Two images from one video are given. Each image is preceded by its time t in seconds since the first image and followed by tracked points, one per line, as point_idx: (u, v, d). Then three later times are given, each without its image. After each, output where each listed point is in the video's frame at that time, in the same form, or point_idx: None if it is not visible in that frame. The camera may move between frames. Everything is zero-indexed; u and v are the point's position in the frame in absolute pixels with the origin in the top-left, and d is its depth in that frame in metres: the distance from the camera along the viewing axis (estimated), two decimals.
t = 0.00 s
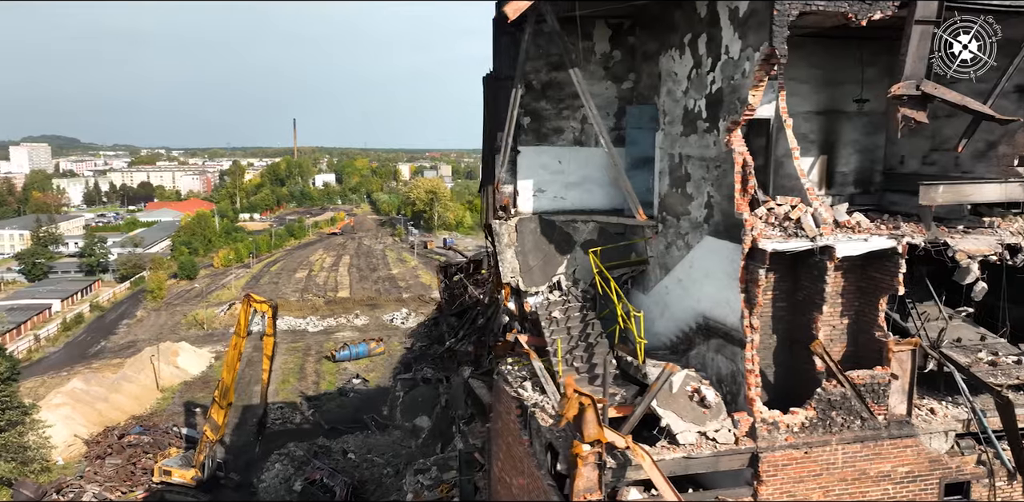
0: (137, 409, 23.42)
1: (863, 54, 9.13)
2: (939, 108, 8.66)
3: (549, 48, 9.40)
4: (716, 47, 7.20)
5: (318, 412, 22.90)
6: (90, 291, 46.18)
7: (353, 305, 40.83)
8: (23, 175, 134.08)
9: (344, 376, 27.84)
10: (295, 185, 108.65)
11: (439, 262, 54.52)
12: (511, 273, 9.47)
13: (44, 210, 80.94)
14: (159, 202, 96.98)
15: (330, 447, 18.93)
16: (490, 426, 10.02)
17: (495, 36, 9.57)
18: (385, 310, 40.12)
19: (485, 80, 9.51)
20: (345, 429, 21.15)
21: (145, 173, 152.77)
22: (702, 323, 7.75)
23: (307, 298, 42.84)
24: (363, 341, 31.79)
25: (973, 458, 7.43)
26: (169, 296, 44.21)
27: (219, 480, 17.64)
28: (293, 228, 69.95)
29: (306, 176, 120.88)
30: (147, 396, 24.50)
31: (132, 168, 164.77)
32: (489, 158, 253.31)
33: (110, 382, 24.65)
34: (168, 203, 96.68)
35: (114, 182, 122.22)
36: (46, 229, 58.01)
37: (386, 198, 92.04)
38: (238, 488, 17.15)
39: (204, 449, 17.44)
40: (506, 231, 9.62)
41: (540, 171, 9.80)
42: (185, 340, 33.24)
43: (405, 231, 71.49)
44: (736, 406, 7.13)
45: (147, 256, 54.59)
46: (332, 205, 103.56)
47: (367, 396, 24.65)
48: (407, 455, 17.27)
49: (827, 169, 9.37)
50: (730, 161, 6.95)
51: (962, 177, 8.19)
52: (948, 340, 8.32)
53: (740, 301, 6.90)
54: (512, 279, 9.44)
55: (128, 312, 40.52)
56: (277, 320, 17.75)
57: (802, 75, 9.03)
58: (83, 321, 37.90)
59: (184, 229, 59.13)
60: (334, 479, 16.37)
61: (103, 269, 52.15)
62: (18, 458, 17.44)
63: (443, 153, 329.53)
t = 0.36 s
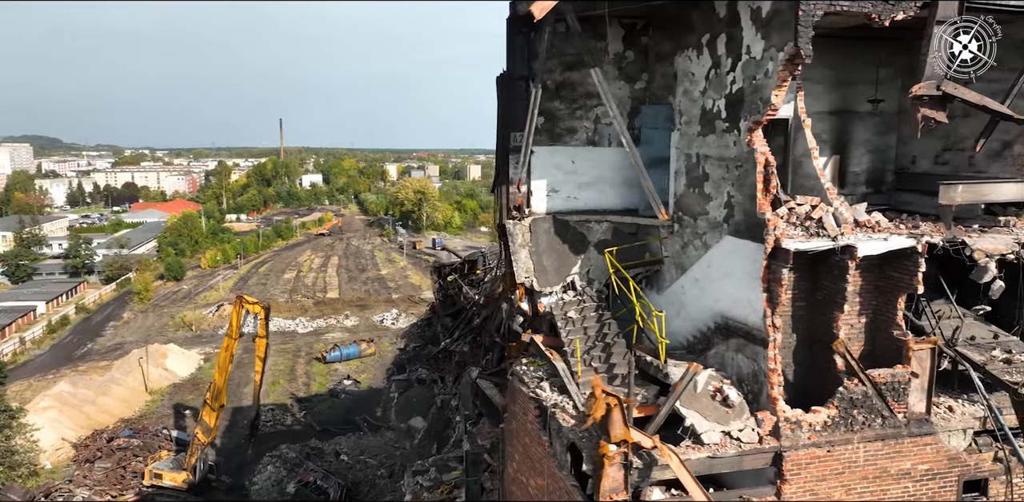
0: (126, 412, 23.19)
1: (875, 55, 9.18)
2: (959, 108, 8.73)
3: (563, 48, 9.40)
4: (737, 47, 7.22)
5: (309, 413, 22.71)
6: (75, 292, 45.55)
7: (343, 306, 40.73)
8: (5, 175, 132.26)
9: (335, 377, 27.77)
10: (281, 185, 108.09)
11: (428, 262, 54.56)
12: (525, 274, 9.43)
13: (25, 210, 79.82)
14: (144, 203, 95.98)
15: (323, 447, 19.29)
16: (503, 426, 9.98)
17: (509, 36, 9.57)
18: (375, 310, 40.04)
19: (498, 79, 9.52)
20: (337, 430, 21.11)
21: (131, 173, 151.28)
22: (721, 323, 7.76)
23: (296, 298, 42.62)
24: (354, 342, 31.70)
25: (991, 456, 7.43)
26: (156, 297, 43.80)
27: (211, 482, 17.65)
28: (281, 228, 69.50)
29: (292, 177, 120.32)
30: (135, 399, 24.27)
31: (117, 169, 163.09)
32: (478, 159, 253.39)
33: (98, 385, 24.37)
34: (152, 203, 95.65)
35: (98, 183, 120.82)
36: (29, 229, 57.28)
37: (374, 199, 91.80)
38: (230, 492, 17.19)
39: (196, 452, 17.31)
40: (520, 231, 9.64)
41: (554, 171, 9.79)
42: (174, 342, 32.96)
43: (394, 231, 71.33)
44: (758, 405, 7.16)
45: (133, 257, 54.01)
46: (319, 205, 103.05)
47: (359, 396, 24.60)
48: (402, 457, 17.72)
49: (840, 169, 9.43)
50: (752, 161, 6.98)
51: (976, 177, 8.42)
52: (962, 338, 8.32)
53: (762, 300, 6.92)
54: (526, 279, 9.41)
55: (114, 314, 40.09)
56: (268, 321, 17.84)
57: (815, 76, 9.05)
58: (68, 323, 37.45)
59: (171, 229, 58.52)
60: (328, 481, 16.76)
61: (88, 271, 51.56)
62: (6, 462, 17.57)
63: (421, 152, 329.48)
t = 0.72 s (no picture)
0: (113, 415, 22.94)
1: (885, 55, 9.20)
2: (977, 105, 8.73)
3: (575, 47, 9.39)
4: (755, 46, 7.24)
5: (299, 415, 23.13)
6: (60, 294, 44.97)
7: (331, 306, 40.59)
8: None
9: (325, 378, 27.73)
10: (267, 185, 107.50)
11: (416, 262, 54.59)
12: (538, 273, 9.46)
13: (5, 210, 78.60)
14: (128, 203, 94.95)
15: (314, 450, 19.38)
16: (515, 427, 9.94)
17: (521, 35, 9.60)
18: (364, 311, 39.93)
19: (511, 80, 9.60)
20: (328, 431, 21.46)
21: (114, 173, 149.67)
22: (738, 322, 7.77)
23: (284, 299, 42.40)
24: (343, 342, 31.63)
25: (1006, 452, 7.44)
26: (142, 298, 43.39)
27: (201, 485, 17.80)
28: (267, 228, 69.03)
29: (278, 177, 119.63)
30: (123, 401, 24.05)
31: (100, 168, 161.28)
32: (466, 159, 253.12)
33: (85, 387, 24.08)
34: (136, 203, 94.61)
35: (80, 183, 119.32)
36: (10, 230, 56.44)
37: (361, 198, 91.54)
38: (220, 493, 17.44)
39: (186, 454, 17.44)
40: (533, 231, 9.60)
41: (566, 170, 9.79)
42: (161, 344, 32.67)
43: (381, 231, 71.17)
44: (778, 403, 7.19)
45: (118, 258, 53.40)
46: (306, 205, 102.51)
47: (349, 399, 25.01)
48: (396, 457, 17.63)
49: (850, 168, 9.49)
50: (772, 160, 7.01)
51: (985, 177, 8.53)
52: (975, 335, 8.43)
53: (782, 299, 6.95)
54: (538, 279, 9.44)
55: (100, 315, 39.64)
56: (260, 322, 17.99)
57: (827, 75, 9.06)
58: (52, 325, 36.94)
59: (156, 230, 57.91)
60: (320, 483, 16.69)
61: (72, 272, 50.94)
62: None
63: (409, 152, 328.96)
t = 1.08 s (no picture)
0: (99, 418, 22.66)
1: (894, 56, 9.25)
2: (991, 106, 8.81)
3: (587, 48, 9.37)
4: (772, 48, 7.25)
5: (289, 417, 23.11)
6: (42, 296, 44.30)
7: (319, 308, 40.38)
8: None
9: (313, 380, 27.70)
10: (252, 186, 106.76)
11: (403, 263, 54.55)
12: (549, 275, 9.37)
13: None
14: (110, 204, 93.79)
15: (304, 452, 19.47)
16: (525, 430, 9.89)
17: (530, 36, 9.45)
18: (352, 312, 39.74)
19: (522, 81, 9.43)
20: (318, 433, 21.42)
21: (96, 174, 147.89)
22: (755, 323, 7.78)
23: (271, 300, 42.12)
24: (332, 344, 31.53)
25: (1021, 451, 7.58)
26: (125, 300, 42.87)
27: (191, 489, 17.76)
28: (253, 229, 68.52)
29: (263, 177, 118.76)
30: (109, 404, 23.80)
31: (82, 168, 159.35)
32: (454, 159, 252.86)
33: (70, 391, 23.73)
34: (119, 204, 93.44)
35: (61, 183, 117.70)
36: None
37: (348, 199, 91.20)
38: (210, 496, 17.42)
39: (174, 458, 17.39)
40: (544, 233, 9.53)
41: (576, 171, 9.76)
42: (147, 346, 32.31)
43: (368, 232, 70.95)
44: (797, 404, 7.21)
45: (101, 259, 52.72)
46: (291, 206, 101.91)
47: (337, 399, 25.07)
48: (389, 459, 17.71)
49: (858, 170, 9.55)
50: (790, 162, 7.03)
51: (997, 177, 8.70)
52: (985, 335, 8.48)
53: (801, 300, 6.97)
54: (550, 281, 9.34)
55: (83, 318, 39.10)
56: (249, 324, 18.43)
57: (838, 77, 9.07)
58: (35, 327, 36.38)
59: (140, 231, 57.15)
60: (312, 485, 16.74)
61: (54, 274, 50.21)
62: None
63: (397, 153, 328.20)
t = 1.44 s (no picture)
0: (84, 422, 22.35)
1: (902, 57, 9.30)
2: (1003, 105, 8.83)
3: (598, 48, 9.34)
4: (789, 48, 7.27)
5: (277, 419, 22.98)
6: (22, 299, 43.56)
7: (306, 309, 40.16)
8: None
9: (302, 381, 27.72)
10: (235, 187, 105.88)
11: (390, 264, 54.52)
12: (560, 276, 9.31)
13: None
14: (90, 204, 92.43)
15: (293, 454, 19.56)
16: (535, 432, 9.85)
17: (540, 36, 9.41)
18: (339, 313, 39.58)
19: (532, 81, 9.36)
20: (307, 436, 21.48)
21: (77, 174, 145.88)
22: (770, 323, 7.79)
23: (256, 301, 41.82)
24: (320, 345, 31.44)
25: None
26: (108, 302, 42.28)
27: (179, 492, 17.59)
28: (237, 230, 67.92)
29: (246, 178, 117.78)
30: (93, 407, 23.52)
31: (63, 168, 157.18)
32: (440, 159, 252.32)
33: (54, 395, 23.36)
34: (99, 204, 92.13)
35: (40, 183, 115.84)
36: None
37: (333, 199, 90.81)
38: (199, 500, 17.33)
39: (162, 462, 17.20)
40: (555, 233, 9.46)
41: (587, 172, 9.74)
42: (131, 349, 31.93)
43: (354, 232, 70.70)
44: (814, 404, 7.22)
45: (82, 261, 51.94)
46: (276, 206, 101.24)
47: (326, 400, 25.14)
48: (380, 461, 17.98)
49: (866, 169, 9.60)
50: (808, 162, 7.06)
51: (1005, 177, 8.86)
52: (994, 334, 8.60)
53: (819, 300, 7.00)
54: (561, 281, 9.29)
55: (65, 320, 38.51)
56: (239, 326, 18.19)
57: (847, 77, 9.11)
58: (15, 330, 35.75)
59: (122, 232, 56.29)
60: (303, 487, 16.83)
61: (34, 276, 49.38)
62: None
63: (384, 153, 327.24)
